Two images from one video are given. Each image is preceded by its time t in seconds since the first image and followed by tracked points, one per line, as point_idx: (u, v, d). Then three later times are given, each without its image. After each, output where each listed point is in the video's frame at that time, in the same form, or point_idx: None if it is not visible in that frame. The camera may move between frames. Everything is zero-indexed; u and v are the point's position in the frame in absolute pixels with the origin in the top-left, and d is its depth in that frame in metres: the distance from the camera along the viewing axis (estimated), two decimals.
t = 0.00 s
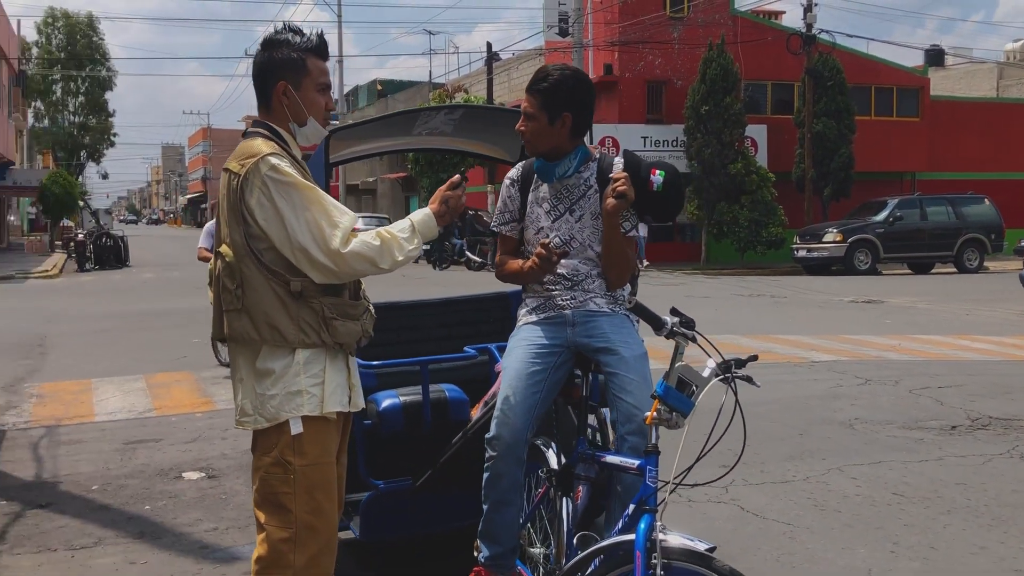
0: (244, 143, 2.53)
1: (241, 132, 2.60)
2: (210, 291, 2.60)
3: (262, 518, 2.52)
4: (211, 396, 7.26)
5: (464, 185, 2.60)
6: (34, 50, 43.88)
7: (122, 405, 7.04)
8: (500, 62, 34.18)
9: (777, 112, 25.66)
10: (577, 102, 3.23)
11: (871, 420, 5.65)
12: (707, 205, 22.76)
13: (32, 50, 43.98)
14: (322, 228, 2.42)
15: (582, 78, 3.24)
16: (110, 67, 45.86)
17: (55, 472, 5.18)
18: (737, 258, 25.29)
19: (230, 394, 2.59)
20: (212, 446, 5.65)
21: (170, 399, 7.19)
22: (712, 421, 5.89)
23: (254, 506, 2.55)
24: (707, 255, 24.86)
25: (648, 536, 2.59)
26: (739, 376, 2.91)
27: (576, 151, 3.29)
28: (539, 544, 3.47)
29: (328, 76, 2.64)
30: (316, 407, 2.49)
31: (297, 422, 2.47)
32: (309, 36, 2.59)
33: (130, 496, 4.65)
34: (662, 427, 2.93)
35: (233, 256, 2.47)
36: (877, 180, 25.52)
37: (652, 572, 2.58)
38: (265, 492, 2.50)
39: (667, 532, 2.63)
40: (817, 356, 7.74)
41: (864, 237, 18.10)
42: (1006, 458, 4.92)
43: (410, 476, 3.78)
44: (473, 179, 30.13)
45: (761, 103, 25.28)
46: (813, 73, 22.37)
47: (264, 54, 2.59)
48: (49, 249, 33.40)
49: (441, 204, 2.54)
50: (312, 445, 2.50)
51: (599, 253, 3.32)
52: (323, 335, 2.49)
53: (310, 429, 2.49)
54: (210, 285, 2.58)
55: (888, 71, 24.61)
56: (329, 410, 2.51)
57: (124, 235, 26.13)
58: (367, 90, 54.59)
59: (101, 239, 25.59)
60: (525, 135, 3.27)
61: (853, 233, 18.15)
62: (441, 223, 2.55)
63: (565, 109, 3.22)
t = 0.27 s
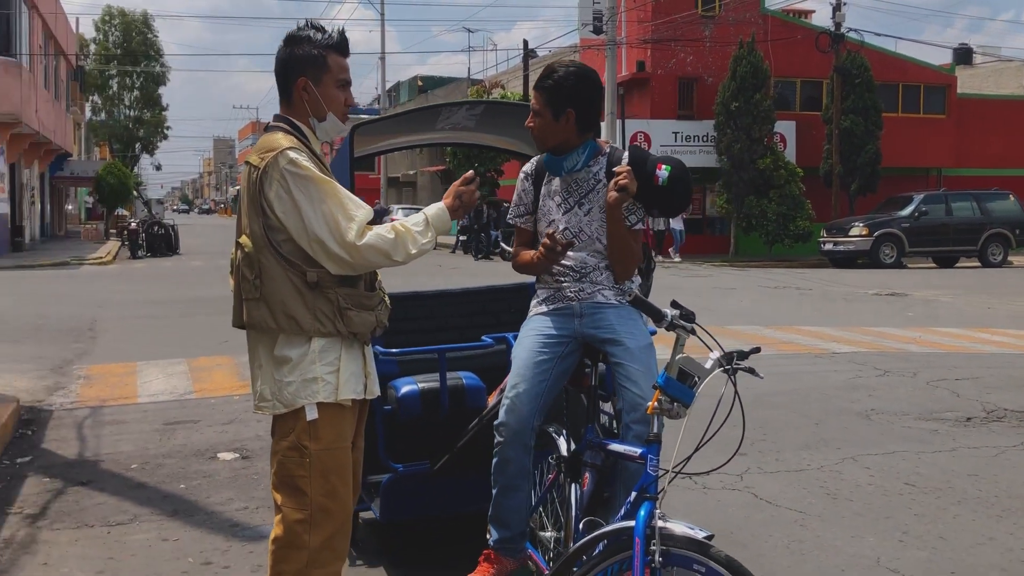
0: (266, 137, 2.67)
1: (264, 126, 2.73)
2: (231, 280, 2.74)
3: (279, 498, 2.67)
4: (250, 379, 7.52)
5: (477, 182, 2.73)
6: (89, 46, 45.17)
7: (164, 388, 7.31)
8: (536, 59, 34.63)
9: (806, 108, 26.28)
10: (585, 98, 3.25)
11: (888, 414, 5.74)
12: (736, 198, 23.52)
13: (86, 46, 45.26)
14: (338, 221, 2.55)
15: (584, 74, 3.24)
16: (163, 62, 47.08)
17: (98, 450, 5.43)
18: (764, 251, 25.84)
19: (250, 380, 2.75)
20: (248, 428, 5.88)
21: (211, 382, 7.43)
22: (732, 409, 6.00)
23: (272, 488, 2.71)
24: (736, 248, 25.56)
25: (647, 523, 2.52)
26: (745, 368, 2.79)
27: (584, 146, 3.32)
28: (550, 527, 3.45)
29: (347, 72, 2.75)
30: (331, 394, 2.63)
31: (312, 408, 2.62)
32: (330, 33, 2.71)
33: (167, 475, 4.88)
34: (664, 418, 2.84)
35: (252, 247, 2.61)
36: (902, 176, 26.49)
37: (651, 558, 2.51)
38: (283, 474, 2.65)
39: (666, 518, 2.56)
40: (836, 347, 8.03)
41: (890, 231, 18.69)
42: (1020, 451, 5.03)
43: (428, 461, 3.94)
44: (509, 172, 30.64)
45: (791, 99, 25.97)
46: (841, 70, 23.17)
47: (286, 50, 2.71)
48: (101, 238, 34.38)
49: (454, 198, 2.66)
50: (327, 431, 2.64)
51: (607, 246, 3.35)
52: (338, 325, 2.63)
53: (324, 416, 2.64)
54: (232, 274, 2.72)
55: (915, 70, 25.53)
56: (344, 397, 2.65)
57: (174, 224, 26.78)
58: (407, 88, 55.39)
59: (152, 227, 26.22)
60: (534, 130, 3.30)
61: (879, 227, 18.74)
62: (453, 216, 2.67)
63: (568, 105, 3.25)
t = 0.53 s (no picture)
0: (280, 131, 2.73)
1: (279, 120, 2.80)
2: (246, 272, 2.80)
3: (293, 486, 2.73)
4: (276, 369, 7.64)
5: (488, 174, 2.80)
6: (124, 45, 45.94)
7: (195, 374, 7.52)
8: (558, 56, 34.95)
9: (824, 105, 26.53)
10: (596, 91, 3.10)
11: (899, 409, 5.79)
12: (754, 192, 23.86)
13: (121, 45, 46.02)
14: (351, 214, 2.61)
15: (597, 69, 3.10)
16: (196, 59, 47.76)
17: (126, 435, 5.61)
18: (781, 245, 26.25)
19: (264, 370, 2.81)
20: (272, 415, 6.04)
21: (238, 371, 7.59)
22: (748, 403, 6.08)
23: (286, 476, 2.77)
24: (753, 242, 26.03)
25: (652, 513, 2.49)
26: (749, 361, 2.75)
27: (596, 141, 3.17)
28: (562, 515, 3.36)
29: (361, 69, 2.82)
30: (344, 384, 2.70)
31: (326, 398, 2.68)
32: (345, 30, 2.79)
33: (192, 461, 5.06)
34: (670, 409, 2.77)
35: (266, 239, 2.66)
36: (917, 171, 26.95)
37: (655, 548, 2.47)
38: (297, 462, 2.72)
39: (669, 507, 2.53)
40: (850, 340, 8.28)
41: (905, 226, 19.05)
42: None
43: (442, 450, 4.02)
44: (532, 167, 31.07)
45: (808, 96, 26.32)
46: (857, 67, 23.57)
47: (301, 46, 2.79)
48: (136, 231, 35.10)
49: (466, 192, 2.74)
50: (340, 421, 2.70)
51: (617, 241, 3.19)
52: (351, 317, 2.70)
53: (337, 406, 2.70)
54: (246, 267, 2.78)
55: (930, 67, 25.96)
56: (357, 387, 2.72)
57: (207, 217, 27.22)
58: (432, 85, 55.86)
59: (187, 219, 26.60)
60: (545, 126, 3.16)
61: (894, 221, 19.11)
62: (465, 211, 2.75)
63: (582, 100, 3.10)
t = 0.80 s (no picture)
0: (290, 133, 2.78)
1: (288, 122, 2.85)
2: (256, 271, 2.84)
3: (303, 483, 2.78)
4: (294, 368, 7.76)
5: (492, 177, 2.91)
6: (150, 53, 46.64)
7: (213, 371, 7.72)
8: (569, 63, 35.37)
9: (827, 111, 26.81)
10: (608, 94, 3.13)
11: (902, 410, 5.88)
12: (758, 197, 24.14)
13: (147, 53, 46.70)
14: (358, 215, 2.66)
15: (611, 71, 3.13)
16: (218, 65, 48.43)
17: (146, 431, 5.79)
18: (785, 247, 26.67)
19: (274, 367, 2.85)
20: (287, 406, 6.25)
21: (255, 368, 7.75)
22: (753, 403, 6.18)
23: (295, 472, 2.81)
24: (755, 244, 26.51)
25: (655, 511, 2.49)
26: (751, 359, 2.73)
27: (605, 142, 3.20)
28: (567, 512, 3.38)
29: (369, 72, 2.88)
30: (352, 381, 2.74)
31: (334, 395, 2.72)
32: (353, 33, 2.84)
33: (209, 457, 5.23)
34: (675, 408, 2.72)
35: (276, 239, 2.71)
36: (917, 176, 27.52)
37: (657, 545, 2.48)
38: (306, 459, 2.76)
39: (673, 506, 2.53)
40: (852, 338, 8.62)
41: (906, 228, 19.57)
42: None
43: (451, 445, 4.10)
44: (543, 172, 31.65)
45: (811, 102, 26.63)
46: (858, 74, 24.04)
47: (310, 50, 2.85)
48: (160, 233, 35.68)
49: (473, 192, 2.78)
50: (348, 418, 2.75)
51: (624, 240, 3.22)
52: (358, 315, 2.74)
53: (346, 403, 2.74)
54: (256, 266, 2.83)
55: (931, 74, 26.49)
56: (365, 383, 2.76)
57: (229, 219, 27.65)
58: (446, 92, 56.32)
59: (209, 221, 26.93)
60: (556, 127, 3.18)
61: (895, 224, 19.64)
62: (471, 212, 2.81)
63: (596, 101, 3.12)
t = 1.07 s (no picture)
0: (296, 150, 2.96)
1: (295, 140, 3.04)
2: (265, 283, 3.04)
3: (307, 486, 2.98)
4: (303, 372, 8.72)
5: (492, 191, 3.04)
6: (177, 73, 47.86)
7: (231, 377, 8.47)
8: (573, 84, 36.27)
9: (812, 131, 28.25)
10: (608, 112, 3.30)
11: (887, 425, 6.17)
12: (748, 211, 25.88)
13: (174, 74, 47.85)
14: (362, 229, 2.83)
15: (611, 90, 3.30)
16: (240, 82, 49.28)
17: (163, 433, 6.47)
18: (773, 259, 27.96)
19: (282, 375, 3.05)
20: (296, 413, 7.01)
21: (269, 372, 8.65)
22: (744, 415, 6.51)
23: (301, 475, 3.02)
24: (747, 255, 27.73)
25: (648, 516, 2.58)
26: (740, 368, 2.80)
27: (603, 160, 3.40)
28: (562, 514, 3.52)
29: (372, 91, 3.07)
30: (356, 388, 2.94)
31: (338, 402, 2.91)
32: (356, 53, 3.02)
33: (223, 457, 5.81)
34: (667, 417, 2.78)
35: (282, 252, 2.90)
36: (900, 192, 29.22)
37: (651, 549, 2.56)
38: (310, 464, 2.96)
39: (667, 511, 2.62)
40: (837, 346, 9.89)
41: (887, 241, 22.07)
42: (1006, 445, 5.59)
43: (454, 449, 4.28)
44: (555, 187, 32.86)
45: (799, 122, 28.05)
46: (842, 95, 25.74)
47: (315, 70, 3.03)
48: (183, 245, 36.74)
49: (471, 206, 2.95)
50: (351, 424, 2.94)
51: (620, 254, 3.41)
52: (362, 324, 2.94)
53: (349, 409, 2.93)
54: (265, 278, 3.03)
55: (912, 96, 28.16)
56: (367, 391, 2.96)
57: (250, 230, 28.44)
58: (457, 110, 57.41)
59: (232, 233, 27.62)
60: (557, 143, 3.34)
61: (877, 237, 22.12)
62: (469, 224, 2.97)
63: (597, 120, 3.29)
